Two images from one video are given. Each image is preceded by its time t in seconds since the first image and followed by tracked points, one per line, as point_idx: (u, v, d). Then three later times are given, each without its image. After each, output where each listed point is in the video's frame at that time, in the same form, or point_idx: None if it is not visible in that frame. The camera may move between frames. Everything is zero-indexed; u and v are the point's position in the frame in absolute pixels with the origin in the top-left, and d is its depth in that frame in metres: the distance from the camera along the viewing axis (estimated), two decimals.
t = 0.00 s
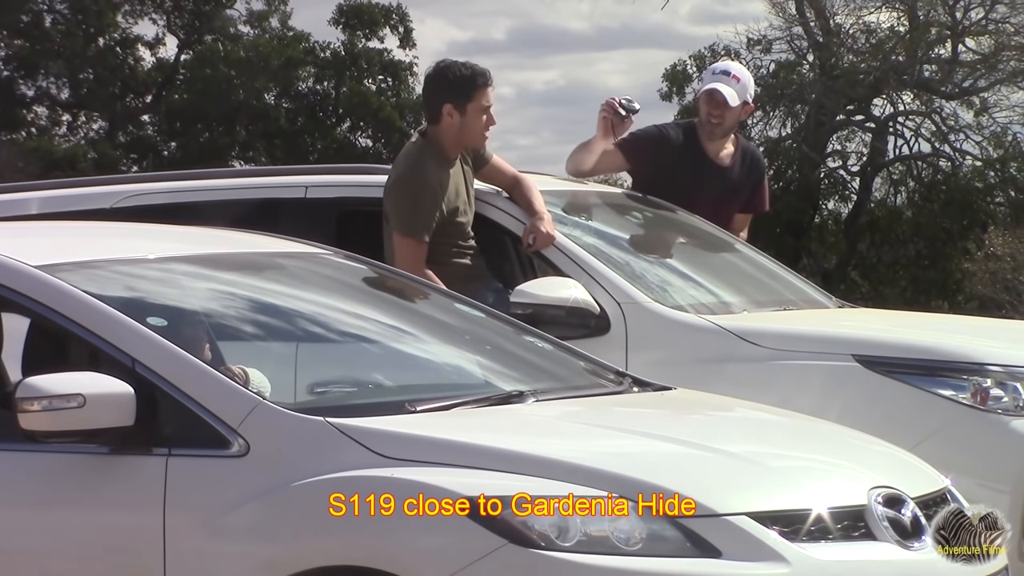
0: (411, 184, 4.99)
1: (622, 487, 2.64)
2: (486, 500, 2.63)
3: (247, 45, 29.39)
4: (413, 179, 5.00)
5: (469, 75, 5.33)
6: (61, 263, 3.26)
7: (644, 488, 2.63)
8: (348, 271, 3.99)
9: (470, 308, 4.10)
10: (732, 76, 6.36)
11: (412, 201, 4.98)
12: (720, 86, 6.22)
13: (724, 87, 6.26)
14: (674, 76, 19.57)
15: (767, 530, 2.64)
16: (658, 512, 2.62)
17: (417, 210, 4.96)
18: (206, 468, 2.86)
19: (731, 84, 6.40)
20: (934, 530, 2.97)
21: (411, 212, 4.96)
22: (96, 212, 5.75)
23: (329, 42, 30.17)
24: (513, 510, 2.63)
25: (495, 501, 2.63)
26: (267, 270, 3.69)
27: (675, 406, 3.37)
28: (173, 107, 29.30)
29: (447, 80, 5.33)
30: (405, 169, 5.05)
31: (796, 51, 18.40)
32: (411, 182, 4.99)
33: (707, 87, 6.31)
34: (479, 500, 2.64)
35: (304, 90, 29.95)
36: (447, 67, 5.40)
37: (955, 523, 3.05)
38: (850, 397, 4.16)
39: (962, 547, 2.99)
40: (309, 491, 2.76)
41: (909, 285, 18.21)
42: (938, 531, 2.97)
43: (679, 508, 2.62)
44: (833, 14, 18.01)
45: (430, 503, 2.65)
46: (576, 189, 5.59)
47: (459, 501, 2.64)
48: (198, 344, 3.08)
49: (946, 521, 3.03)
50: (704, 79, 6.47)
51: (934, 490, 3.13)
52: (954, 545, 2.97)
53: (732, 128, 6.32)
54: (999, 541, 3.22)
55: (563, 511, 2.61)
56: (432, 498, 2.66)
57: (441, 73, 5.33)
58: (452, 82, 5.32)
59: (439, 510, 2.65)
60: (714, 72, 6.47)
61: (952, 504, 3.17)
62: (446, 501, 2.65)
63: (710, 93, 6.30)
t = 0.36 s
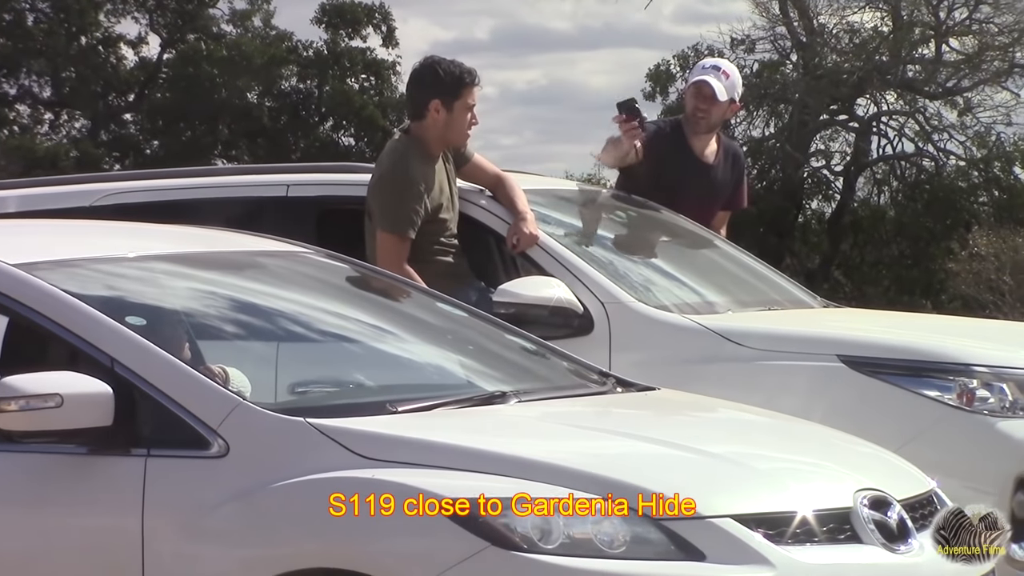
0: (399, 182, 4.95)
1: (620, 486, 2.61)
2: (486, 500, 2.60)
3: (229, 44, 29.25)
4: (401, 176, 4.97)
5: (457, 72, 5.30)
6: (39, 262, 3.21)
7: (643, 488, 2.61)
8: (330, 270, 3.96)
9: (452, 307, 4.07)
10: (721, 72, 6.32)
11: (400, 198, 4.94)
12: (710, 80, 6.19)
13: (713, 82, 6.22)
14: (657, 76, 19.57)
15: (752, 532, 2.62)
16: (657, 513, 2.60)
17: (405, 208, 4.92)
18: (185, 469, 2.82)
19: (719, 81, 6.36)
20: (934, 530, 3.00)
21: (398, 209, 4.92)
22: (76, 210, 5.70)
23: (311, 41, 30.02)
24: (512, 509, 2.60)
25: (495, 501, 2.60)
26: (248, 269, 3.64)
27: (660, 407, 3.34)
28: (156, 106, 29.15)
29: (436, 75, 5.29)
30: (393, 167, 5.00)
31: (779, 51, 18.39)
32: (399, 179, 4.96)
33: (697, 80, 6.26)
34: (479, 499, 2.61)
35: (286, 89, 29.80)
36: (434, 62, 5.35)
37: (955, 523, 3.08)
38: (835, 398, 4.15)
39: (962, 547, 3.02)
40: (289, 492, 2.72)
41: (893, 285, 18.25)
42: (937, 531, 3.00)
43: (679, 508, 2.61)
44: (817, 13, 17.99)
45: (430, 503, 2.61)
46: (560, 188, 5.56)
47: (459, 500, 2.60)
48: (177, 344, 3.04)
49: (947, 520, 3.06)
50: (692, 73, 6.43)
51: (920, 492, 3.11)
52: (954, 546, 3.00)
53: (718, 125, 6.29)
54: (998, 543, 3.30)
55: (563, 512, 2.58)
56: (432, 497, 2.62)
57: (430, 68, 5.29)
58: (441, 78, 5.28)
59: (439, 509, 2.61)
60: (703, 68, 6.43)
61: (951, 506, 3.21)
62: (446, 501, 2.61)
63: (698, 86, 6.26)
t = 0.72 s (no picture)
0: (393, 172, 4.92)
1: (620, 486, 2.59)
2: (486, 500, 2.57)
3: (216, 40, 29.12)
4: (395, 166, 4.94)
5: (453, 65, 5.28)
6: (21, 259, 3.16)
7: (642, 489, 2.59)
8: (318, 269, 3.93)
9: (440, 306, 4.04)
10: (714, 77, 6.29)
11: (394, 189, 4.90)
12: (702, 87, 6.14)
13: (705, 89, 6.19)
14: (644, 74, 19.56)
15: (740, 534, 2.60)
16: (658, 513, 2.58)
17: (400, 199, 4.89)
18: (169, 469, 2.78)
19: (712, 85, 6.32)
20: (933, 530, 3.03)
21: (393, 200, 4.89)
22: (59, 207, 5.64)
23: (298, 38, 29.86)
24: (513, 510, 2.57)
25: (495, 500, 2.57)
26: (233, 267, 3.61)
27: (649, 407, 3.32)
28: (142, 102, 29.03)
29: (432, 67, 5.26)
30: (388, 156, 4.98)
31: (767, 49, 18.42)
32: (393, 170, 4.92)
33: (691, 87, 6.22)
34: (479, 500, 2.58)
35: (273, 86, 29.66)
36: (430, 54, 5.32)
37: (955, 524, 3.14)
38: (825, 396, 4.13)
39: (961, 547, 3.07)
40: (274, 493, 2.69)
41: (880, 283, 18.30)
42: (937, 532, 3.02)
43: (679, 508, 2.59)
44: (805, 12, 17.95)
45: (431, 503, 2.58)
46: (549, 187, 5.54)
47: (459, 501, 2.58)
48: (162, 342, 3.00)
49: (946, 521, 3.11)
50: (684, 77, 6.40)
51: (912, 493, 3.10)
52: (952, 546, 3.03)
53: (710, 131, 6.26)
54: (999, 544, 3.43)
55: (564, 511, 2.55)
56: (433, 497, 2.58)
57: (426, 60, 5.26)
58: (437, 71, 5.26)
59: (440, 509, 2.57)
60: (696, 72, 6.40)
61: (949, 508, 3.28)
62: (446, 501, 2.57)
63: (691, 92, 6.22)
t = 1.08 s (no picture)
0: (379, 162, 4.90)
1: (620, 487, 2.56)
2: (483, 500, 2.54)
3: (199, 35, 28.88)
4: (380, 157, 4.92)
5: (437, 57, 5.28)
6: None
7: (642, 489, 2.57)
8: (299, 264, 3.89)
9: (421, 303, 4.01)
10: (710, 72, 6.27)
11: (378, 178, 4.88)
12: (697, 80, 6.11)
13: (700, 82, 6.16)
14: (627, 71, 19.49)
15: (724, 534, 2.58)
16: (658, 513, 2.57)
17: (385, 187, 4.86)
18: (147, 466, 2.75)
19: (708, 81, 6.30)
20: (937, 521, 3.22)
21: (379, 189, 4.86)
22: (36, 201, 5.58)
23: (281, 33, 29.55)
24: (510, 510, 2.54)
25: (490, 501, 2.53)
26: (213, 262, 3.57)
27: (633, 405, 3.29)
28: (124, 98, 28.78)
29: (416, 60, 5.27)
30: (373, 147, 4.96)
31: (750, 47, 18.44)
32: (379, 160, 4.90)
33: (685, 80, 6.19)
34: (475, 500, 2.54)
35: (255, 81, 29.23)
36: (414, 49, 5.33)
37: (957, 523, 3.39)
38: (809, 394, 4.12)
39: (964, 542, 3.33)
40: (252, 490, 2.66)
41: (862, 282, 18.30)
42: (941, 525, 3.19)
43: (680, 508, 2.58)
44: (788, 9, 17.98)
45: (427, 503, 2.54)
46: (531, 182, 5.51)
47: (456, 502, 2.54)
48: (140, 337, 2.96)
49: (948, 519, 3.33)
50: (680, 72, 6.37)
51: (896, 493, 3.09)
52: (956, 540, 3.25)
53: (702, 126, 6.23)
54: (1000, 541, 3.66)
55: (563, 512, 2.53)
56: (429, 498, 2.55)
57: (409, 53, 5.27)
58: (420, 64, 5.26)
59: (437, 510, 2.53)
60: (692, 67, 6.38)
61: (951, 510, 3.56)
62: (443, 501, 2.54)
63: (685, 85, 6.19)
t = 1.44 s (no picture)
0: (357, 159, 4.88)
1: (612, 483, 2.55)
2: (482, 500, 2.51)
3: (184, 32, 28.78)
4: (359, 154, 4.90)
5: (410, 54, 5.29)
6: None
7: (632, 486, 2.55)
8: (282, 261, 3.86)
9: (406, 300, 3.99)
10: (697, 67, 6.27)
11: (358, 174, 4.86)
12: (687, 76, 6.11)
13: (689, 77, 6.16)
14: (613, 69, 19.49)
15: (710, 532, 2.56)
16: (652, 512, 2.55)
17: (365, 183, 4.84)
18: (130, 464, 2.72)
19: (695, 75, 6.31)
20: (938, 531, 3.56)
21: (359, 185, 4.84)
22: (19, 197, 5.54)
23: (266, 30, 29.47)
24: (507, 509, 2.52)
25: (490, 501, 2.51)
26: (196, 258, 3.53)
27: (619, 404, 3.28)
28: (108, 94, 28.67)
29: (389, 60, 5.28)
30: (351, 146, 4.95)
31: (736, 45, 18.44)
32: (358, 157, 4.89)
33: (673, 75, 6.19)
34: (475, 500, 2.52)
35: (241, 78, 29.12)
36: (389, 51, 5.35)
37: (955, 524, 3.68)
38: (795, 392, 4.11)
39: (964, 547, 3.62)
40: (235, 489, 2.63)
41: (847, 279, 18.34)
42: (942, 534, 3.50)
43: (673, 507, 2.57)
44: (774, 7, 17.96)
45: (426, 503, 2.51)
46: (516, 179, 5.49)
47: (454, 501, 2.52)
48: (123, 334, 2.93)
49: (950, 523, 3.66)
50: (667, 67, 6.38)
51: (883, 493, 3.08)
52: (958, 546, 3.56)
53: (690, 122, 6.23)
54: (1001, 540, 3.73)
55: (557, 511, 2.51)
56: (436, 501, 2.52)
57: (382, 53, 5.29)
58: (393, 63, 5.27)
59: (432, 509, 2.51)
60: (678, 62, 6.38)
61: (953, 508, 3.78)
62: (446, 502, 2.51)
63: (674, 81, 6.19)
